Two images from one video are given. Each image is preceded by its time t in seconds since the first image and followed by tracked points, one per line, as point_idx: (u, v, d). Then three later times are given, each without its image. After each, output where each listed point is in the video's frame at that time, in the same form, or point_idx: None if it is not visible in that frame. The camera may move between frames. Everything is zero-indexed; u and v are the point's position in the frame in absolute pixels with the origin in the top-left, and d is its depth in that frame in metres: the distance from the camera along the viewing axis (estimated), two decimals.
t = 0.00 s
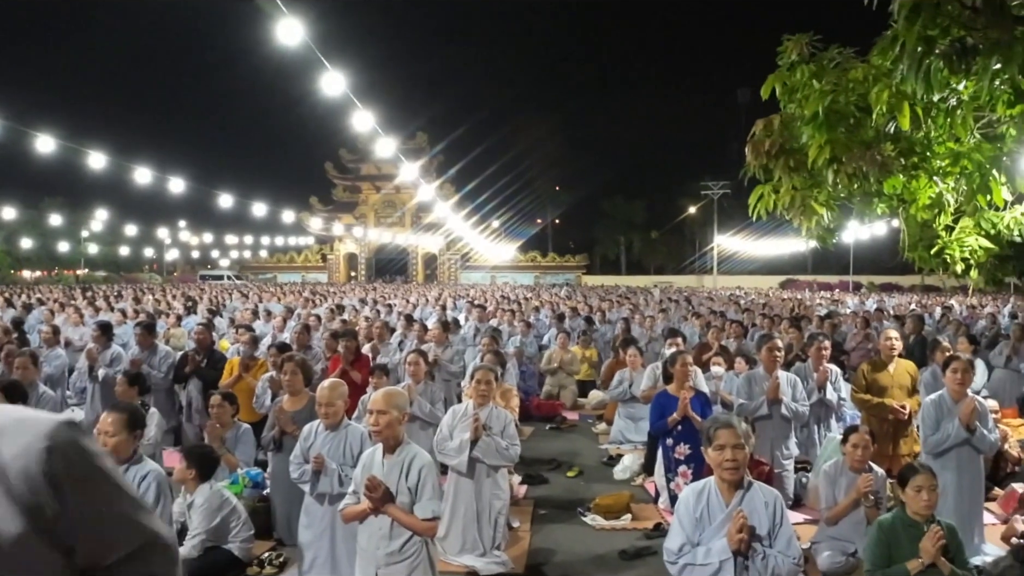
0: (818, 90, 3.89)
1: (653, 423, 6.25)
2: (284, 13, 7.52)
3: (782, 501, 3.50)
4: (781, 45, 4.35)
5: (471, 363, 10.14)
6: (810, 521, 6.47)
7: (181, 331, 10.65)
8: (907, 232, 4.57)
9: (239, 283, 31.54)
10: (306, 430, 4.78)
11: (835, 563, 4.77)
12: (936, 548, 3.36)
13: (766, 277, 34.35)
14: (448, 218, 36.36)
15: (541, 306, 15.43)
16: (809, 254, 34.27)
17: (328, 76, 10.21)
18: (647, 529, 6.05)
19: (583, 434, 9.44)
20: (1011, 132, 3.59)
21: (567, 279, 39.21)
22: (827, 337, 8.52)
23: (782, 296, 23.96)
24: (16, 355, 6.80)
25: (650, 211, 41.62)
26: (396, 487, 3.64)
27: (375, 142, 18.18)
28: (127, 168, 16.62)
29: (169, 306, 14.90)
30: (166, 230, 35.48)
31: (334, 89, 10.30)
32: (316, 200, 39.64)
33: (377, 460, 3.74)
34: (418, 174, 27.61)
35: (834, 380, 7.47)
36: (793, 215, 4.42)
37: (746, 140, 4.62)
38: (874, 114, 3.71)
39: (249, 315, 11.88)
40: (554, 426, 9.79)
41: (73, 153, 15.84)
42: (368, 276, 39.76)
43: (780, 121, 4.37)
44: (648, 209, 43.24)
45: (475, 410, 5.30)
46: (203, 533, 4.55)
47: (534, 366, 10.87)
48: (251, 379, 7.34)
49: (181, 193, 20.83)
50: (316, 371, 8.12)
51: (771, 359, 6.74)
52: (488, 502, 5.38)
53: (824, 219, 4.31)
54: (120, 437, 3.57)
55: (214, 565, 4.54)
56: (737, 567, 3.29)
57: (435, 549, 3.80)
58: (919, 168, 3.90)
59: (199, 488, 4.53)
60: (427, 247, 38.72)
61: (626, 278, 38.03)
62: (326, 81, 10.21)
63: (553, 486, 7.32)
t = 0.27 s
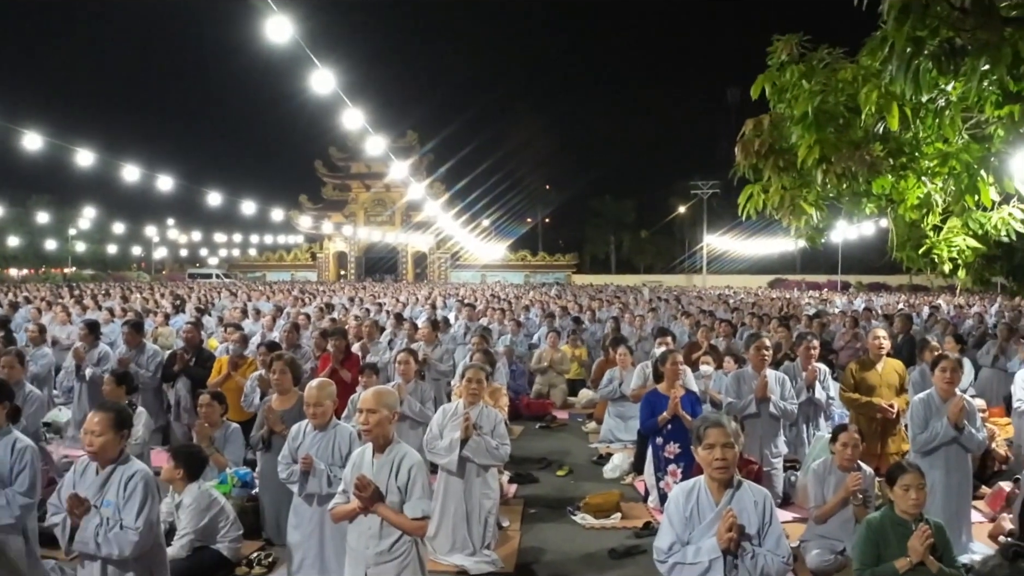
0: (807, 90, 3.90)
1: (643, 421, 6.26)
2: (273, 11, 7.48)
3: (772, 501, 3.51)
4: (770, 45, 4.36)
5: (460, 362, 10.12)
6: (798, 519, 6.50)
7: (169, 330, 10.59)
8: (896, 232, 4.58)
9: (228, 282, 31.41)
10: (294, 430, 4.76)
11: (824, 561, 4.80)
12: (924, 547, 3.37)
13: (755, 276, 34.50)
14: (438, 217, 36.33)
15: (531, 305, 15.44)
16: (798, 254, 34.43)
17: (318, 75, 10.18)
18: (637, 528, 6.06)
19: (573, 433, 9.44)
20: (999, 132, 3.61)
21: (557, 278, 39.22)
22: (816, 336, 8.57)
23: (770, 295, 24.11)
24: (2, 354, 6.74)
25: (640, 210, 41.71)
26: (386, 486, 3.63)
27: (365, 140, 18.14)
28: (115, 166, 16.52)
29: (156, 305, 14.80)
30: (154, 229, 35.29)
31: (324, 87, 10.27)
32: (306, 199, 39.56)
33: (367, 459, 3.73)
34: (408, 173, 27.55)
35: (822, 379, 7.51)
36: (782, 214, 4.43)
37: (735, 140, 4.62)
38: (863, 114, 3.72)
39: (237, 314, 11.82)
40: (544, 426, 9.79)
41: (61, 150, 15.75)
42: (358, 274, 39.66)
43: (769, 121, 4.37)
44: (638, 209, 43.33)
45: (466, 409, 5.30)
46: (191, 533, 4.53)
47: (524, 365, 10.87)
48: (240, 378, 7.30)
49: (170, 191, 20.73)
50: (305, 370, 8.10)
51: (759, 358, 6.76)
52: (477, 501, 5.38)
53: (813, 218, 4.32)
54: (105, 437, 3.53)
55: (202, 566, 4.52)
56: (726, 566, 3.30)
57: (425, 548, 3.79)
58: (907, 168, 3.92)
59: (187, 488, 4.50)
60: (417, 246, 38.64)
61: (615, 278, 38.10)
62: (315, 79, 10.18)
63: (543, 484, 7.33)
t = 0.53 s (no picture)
0: (798, 91, 3.91)
1: (634, 421, 6.27)
2: (265, 9, 7.45)
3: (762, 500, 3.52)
4: (761, 46, 4.36)
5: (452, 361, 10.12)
6: (788, 518, 6.53)
7: (159, 329, 10.53)
8: (885, 233, 4.60)
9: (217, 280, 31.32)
10: (284, 429, 4.75)
11: (814, 560, 4.82)
12: (913, 545, 3.39)
13: (745, 276, 34.62)
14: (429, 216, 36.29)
15: (523, 304, 15.44)
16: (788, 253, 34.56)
17: (309, 73, 10.15)
18: (628, 527, 6.08)
19: (564, 433, 9.45)
20: (988, 133, 3.63)
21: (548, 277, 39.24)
22: (806, 336, 8.60)
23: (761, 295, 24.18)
24: None
25: (631, 210, 41.78)
26: (377, 486, 3.62)
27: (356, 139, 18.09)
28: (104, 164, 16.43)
29: (146, 303, 14.72)
30: (143, 227, 35.10)
31: (315, 85, 10.23)
32: (296, 198, 39.43)
33: (358, 459, 3.72)
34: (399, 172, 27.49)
35: (812, 379, 7.54)
36: (772, 214, 4.44)
37: (726, 140, 4.63)
38: (854, 114, 3.73)
39: (228, 313, 11.77)
40: (535, 425, 9.80)
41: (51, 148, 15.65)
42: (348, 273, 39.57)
43: (760, 121, 4.37)
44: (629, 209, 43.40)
45: (457, 409, 5.29)
46: (180, 534, 4.51)
47: (515, 365, 10.87)
48: (230, 377, 7.27)
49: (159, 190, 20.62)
50: (296, 369, 8.07)
51: (750, 357, 6.78)
52: (468, 501, 5.38)
53: (803, 218, 4.34)
54: (93, 437, 3.51)
55: (192, 567, 4.50)
56: (716, 566, 3.31)
57: (416, 548, 3.79)
58: (897, 169, 3.95)
59: (177, 488, 4.48)
60: (408, 245, 38.59)
61: (606, 278, 38.16)
62: (307, 77, 10.15)
63: (534, 484, 7.33)
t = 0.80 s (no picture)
0: (790, 91, 3.92)
1: (627, 420, 6.27)
2: (256, 7, 7.42)
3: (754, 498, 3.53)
4: (753, 46, 4.36)
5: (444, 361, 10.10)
6: (779, 517, 6.56)
7: (149, 328, 10.48)
8: (876, 233, 4.63)
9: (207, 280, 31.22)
10: (277, 429, 4.73)
11: (806, 558, 4.84)
12: (904, 544, 3.40)
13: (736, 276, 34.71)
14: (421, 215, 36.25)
15: (514, 304, 15.44)
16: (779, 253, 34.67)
17: (301, 72, 10.11)
18: (620, 526, 6.09)
19: (556, 432, 9.45)
20: (978, 133, 3.65)
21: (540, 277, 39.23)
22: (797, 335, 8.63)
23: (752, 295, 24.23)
24: None
25: (622, 209, 41.82)
26: (370, 486, 3.62)
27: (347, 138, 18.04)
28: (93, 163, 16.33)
29: (136, 303, 14.64)
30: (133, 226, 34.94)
31: (306, 84, 10.20)
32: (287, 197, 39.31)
33: (350, 459, 3.72)
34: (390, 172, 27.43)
35: (804, 378, 7.56)
36: (764, 214, 4.45)
37: (718, 140, 4.63)
38: (845, 115, 3.74)
39: (218, 312, 11.72)
40: (527, 425, 9.80)
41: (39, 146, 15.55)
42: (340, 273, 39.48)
43: (752, 121, 4.37)
44: (621, 208, 43.44)
45: (449, 408, 5.29)
46: (171, 534, 4.49)
47: (507, 364, 10.86)
48: (221, 377, 7.24)
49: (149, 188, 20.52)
50: (287, 369, 8.05)
51: (741, 357, 6.79)
52: (460, 500, 5.38)
53: (794, 218, 4.36)
54: (84, 437, 3.49)
55: (183, 567, 4.48)
56: (709, 565, 3.32)
57: (409, 547, 3.78)
58: (888, 169, 3.98)
59: (168, 488, 4.46)
60: (400, 244, 38.53)
61: (597, 277, 38.20)
62: (298, 76, 10.11)
63: (526, 483, 7.33)
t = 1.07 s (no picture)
0: (782, 92, 3.93)
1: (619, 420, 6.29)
2: (248, 6, 7.40)
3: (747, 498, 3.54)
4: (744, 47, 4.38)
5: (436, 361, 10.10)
6: (771, 516, 6.58)
7: (140, 329, 10.44)
8: (867, 234, 4.65)
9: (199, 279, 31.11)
10: (269, 429, 4.72)
11: (798, 557, 4.86)
12: (896, 543, 3.42)
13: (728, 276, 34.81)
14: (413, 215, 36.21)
15: (507, 304, 15.44)
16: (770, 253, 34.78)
17: (293, 71, 10.09)
18: (612, 526, 6.10)
19: (549, 432, 9.46)
20: (968, 135, 3.68)
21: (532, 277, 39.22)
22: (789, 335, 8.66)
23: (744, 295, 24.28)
24: None
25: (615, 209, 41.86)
26: (363, 487, 3.61)
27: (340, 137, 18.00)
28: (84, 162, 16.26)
29: (127, 303, 14.58)
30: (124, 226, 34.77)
31: (298, 83, 10.18)
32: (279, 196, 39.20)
33: (343, 459, 3.71)
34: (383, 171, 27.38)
35: (795, 378, 7.59)
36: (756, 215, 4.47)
37: (710, 141, 4.64)
38: (837, 116, 3.76)
39: (210, 312, 11.68)
40: (520, 425, 9.81)
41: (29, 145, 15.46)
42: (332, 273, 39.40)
43: (744, 122, 4.38)
44: (613, 208, 43.49)
45: (441, 409, 5.29)
46: (163, 535, 4.47)
47: (499, 364, 10.87)
48: (213, 377, 7.22)
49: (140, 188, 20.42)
50: (279, 369, 8.03)
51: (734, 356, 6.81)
52: (453, 500, 5.38)
53: (786, 219, 4.38)
54: (77, 437, 3.47)
55: (175, 568, 4.46)
56: (701, 565, 3.33)
57: (402, 548, 3.78)
58: (880, 170, 4.00)
59: (160, 489, 4.45)
60: (392, 244, 38.48)
61: (589, 277, 38.23)
62: (290, 75, 10.09)
63: (519, 483, 7.33)
